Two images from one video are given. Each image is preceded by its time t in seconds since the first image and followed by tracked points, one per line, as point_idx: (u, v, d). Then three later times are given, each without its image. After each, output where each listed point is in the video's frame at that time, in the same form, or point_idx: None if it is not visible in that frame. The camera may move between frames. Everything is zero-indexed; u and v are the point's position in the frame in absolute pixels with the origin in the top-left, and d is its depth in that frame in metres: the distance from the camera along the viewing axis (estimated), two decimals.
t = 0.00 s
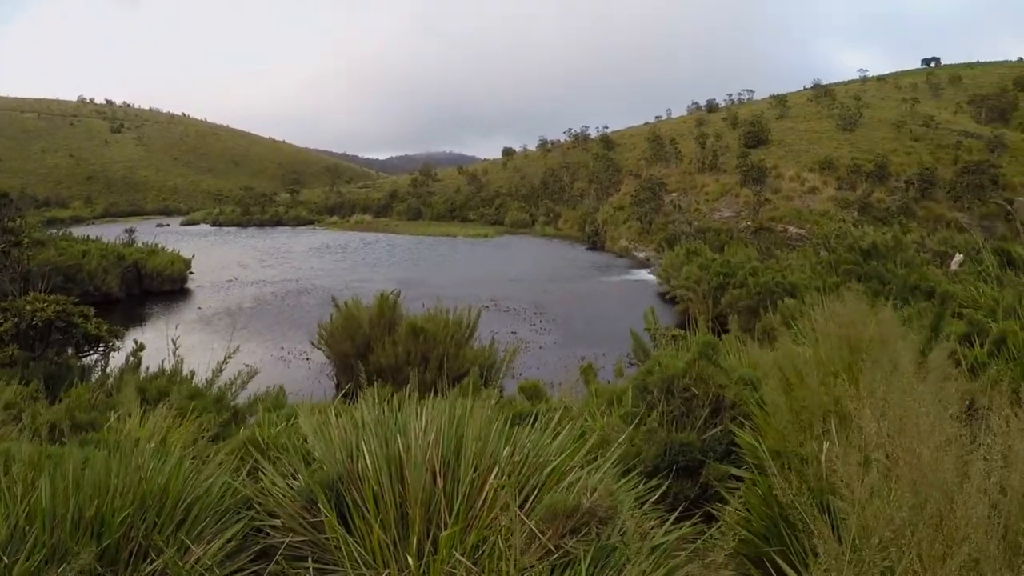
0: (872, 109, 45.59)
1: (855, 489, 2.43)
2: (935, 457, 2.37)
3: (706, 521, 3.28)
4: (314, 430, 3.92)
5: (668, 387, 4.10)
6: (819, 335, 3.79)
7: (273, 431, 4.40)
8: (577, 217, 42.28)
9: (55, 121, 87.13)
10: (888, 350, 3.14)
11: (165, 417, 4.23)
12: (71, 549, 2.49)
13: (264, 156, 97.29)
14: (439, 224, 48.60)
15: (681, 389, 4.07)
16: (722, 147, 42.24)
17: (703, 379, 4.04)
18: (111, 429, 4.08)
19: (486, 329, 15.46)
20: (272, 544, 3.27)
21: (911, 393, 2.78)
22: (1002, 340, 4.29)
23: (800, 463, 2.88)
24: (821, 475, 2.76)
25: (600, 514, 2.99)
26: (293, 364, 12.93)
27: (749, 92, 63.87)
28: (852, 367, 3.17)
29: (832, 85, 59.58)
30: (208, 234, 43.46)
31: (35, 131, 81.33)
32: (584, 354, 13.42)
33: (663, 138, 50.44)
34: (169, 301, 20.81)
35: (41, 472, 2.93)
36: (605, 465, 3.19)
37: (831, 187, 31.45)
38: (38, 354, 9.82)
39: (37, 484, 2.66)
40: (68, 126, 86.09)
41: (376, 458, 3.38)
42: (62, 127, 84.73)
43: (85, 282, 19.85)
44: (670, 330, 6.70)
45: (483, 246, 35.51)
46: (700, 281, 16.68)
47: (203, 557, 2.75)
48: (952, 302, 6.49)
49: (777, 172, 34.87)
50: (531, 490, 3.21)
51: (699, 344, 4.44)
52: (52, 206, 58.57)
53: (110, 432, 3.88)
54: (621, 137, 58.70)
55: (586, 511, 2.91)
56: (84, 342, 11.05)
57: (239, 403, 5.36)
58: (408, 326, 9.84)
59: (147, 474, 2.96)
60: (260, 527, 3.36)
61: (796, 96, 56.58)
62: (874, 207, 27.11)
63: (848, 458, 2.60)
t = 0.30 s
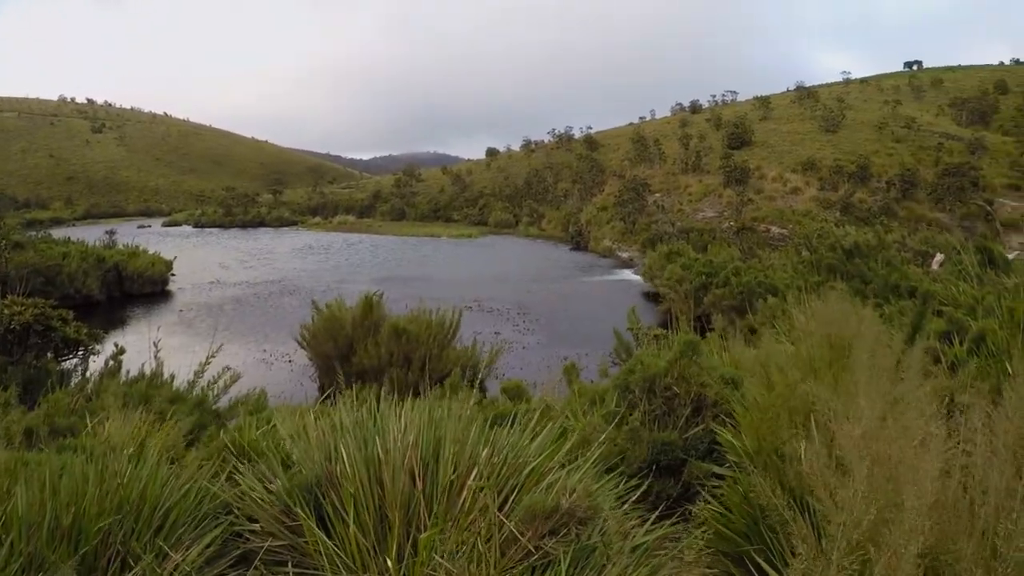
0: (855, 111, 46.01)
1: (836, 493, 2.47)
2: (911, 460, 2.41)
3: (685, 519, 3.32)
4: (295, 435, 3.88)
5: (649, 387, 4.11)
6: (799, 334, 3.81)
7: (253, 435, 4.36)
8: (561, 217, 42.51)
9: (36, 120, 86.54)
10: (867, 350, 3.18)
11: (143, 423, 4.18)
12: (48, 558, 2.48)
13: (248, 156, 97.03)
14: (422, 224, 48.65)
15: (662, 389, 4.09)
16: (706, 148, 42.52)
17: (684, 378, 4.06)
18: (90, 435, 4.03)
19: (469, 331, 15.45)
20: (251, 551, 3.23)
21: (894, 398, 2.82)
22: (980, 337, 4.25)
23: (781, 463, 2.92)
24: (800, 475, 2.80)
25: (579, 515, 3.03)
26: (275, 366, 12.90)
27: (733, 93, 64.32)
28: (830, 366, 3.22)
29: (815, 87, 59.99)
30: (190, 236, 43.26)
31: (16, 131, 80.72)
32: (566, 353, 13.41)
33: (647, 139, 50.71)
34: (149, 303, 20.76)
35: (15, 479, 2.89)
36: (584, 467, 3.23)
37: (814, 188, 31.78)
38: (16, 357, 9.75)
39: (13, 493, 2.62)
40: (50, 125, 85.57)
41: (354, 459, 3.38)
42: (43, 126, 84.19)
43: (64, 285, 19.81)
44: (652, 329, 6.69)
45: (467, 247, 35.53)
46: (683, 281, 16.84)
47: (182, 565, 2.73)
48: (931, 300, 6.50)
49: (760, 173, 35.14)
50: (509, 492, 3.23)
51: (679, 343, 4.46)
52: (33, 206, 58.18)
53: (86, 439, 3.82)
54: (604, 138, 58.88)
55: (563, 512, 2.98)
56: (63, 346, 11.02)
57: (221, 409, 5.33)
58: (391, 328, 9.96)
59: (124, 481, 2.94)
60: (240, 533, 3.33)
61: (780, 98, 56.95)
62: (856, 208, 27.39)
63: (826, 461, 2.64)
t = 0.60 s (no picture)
0: (819, 114, 46.81)
1: (811, 494, 2.45)
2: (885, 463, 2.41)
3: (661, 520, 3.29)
4: (261, 440, 3.81)
5: (616, 386, 4.09)
6: (765, 332, 3.80)
7: (218, 440, 4.27)
8: (526, 218, 42.83)
9: None
10: (839, 352, 3.17)
11: (107, 432, 4.09)
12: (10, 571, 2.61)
13: (213, 155, 96.38)
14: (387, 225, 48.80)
15: (630, 389, 4.07)
16: (672, 149, 43.00)
17: (651, 378, 4.06)
18: (52, 444, 3.97)
19: (436, 332, 15.34)
20: (218, 560, 3.17)
21: (862, 400, 2.83)
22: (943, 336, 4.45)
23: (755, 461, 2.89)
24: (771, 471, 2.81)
25: (548, 517, 3.00)
26: (240, 371, 12.78)
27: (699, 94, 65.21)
28: (798, 358, 3.20)
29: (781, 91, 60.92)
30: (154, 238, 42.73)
31: None
32: (535, 355, 13.44)
33: (614, 140, 51.18)
34: (111, 307, 20.49)
35: None
36: (553, 468, 3.18)
37: (778, 189, 32.45)
38: None
39: None
40: (8, 124, 83.93)
41: (321, 465, 3.31)
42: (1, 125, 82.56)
43: (25, 291, 19.37)
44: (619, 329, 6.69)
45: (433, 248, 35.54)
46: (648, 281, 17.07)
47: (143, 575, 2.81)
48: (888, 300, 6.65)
49: (725, 174, 35.63)
50: (477, 496, 3.19)
51: (646, 344, 4.44)
52: None
53: (47, 450, 3.73)
54: (571, 138, 59.43)
55: (531, 515, 2.94)
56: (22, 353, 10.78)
57: (187, 415, 5.24)
58: (357, 330, 9.84)
59: (87, 494, 3.05)
60: (207, 543, 3.28)
61: (745, 100, 57.76)
62: (820, 209, 27.91)
63: (799, 461, 2.62)
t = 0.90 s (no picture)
0: (774, 113, 47.51)
1: (772, 489, 2.42)
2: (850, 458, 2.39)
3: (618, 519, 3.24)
4: (217, 441, 3.75)
5: (574, 384, 4.06)
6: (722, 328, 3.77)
7: (173, 441, 4.20)
8: (483, 218, 43.09)
9: None
10: (798, 347, 3.16)
11: (61, 435, 4.02)
12: None
13: (168, 154, 95.48)
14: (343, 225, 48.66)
15: (587, 385, 4.03)
16: (628, 148, 43.36)
17: (608, 375, 4.03)
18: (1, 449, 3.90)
19: (392, 332, 15.23)
20: (176, 566, 3.17)
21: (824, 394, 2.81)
22: (897, 332, 4.55)
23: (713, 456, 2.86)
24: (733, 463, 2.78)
25: (506, 516, 2.95)
26: (195, 373, 12.66)
27: (656, 93, 66.09)
28: (758, 349, 3.16)
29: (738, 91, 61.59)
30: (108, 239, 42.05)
31: None
32: (492, 353, 13.44)
33: (571, 138, 51.52)
34: (63, 310, 20.15)
35: None
36: (509, 466, 3.12)
37: (734, 187, 33.65)
38: None
39: None
40: None
41: (276, 467, 3.27)
42: None
43: None
44: (573, 329, 6.70)
45: (391, 248, 35.46)
46: (605, 278, 17.28)
47: None
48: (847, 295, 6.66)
49: (680, 173, 36.05)
50: (435, 494, 3.14)
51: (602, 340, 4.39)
52: None
53: None
54: (527, 137, 59.76)
55: (489, 513, 2.90)
56: None
57: (140, 417, 5.14)
58: (313, 331, 9.84)
59: (41, 504, 3.07)
60: (165, 548, 3.26)
61: (702, 99, 58.24)
62: (775, 207, 28.50)
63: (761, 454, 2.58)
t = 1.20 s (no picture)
0: (726, 110, 48.11)
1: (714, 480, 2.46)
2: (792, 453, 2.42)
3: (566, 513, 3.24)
4: (163, 441, 3.68)
5: (522, 380, 4.04)
6: (669, 322, 3.78)
7: (120, 443, 4.11)
8: (434, 213, 43.11)
9: None
10: (742, 340, 3.19)
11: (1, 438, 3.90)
12: None
13: (114, 149, 93.58)
14: (291, 221, 48.12)
15: (535, 380, 4.02)
16: (580, 144, 43.46)
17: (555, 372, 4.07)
18: None
19: (343, 330, 15.06)
20: (123, 569, 3.12)
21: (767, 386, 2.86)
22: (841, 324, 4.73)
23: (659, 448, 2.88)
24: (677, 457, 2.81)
25: (451, 512, 2.95)
26: (142, 373, 12.48)
27: (609, 89, 66.61)
28: (704, 343, 3.19)
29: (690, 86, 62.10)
30: (52, 237, 40.94)
31: None
32: (444, 350, 13.39)
33: (522, 133, 51.62)
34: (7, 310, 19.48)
35: None
36: (454, 461, 3.11)
37: (686, 183, 33.55)
38: None
39: None
40: None
41: (222, 466, 3.23)
42: None
43: None
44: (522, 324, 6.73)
45: (343, 244, 35.19)
46: (556, 274, 17.42)
47: None
48: (798, 288, 6.67)
49: (632, 169, 36.27)
50: (381, 490, 3.13)
51: (549, 337, 4.36)
52: None
53: None
54: (479, 131, 59.77)
55: (435, 508, 2.90)
56: None
57: (84, 417, 5.01)
58: (263, 329, 9.62)
59: None
60: (112, 551, 3.20)
61: (654, 95, 58.57)
62: (726, 203, 28.97)
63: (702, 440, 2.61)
